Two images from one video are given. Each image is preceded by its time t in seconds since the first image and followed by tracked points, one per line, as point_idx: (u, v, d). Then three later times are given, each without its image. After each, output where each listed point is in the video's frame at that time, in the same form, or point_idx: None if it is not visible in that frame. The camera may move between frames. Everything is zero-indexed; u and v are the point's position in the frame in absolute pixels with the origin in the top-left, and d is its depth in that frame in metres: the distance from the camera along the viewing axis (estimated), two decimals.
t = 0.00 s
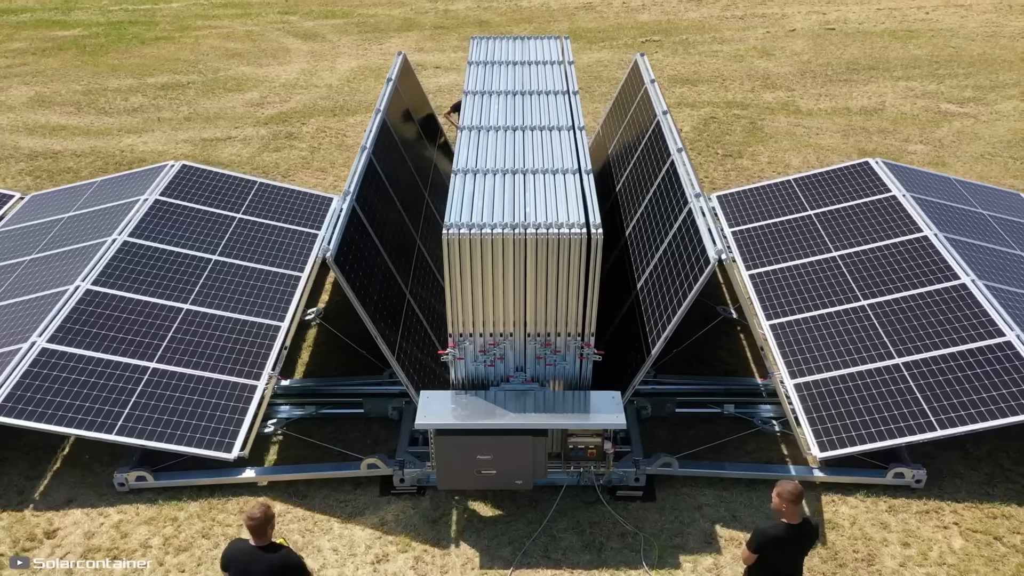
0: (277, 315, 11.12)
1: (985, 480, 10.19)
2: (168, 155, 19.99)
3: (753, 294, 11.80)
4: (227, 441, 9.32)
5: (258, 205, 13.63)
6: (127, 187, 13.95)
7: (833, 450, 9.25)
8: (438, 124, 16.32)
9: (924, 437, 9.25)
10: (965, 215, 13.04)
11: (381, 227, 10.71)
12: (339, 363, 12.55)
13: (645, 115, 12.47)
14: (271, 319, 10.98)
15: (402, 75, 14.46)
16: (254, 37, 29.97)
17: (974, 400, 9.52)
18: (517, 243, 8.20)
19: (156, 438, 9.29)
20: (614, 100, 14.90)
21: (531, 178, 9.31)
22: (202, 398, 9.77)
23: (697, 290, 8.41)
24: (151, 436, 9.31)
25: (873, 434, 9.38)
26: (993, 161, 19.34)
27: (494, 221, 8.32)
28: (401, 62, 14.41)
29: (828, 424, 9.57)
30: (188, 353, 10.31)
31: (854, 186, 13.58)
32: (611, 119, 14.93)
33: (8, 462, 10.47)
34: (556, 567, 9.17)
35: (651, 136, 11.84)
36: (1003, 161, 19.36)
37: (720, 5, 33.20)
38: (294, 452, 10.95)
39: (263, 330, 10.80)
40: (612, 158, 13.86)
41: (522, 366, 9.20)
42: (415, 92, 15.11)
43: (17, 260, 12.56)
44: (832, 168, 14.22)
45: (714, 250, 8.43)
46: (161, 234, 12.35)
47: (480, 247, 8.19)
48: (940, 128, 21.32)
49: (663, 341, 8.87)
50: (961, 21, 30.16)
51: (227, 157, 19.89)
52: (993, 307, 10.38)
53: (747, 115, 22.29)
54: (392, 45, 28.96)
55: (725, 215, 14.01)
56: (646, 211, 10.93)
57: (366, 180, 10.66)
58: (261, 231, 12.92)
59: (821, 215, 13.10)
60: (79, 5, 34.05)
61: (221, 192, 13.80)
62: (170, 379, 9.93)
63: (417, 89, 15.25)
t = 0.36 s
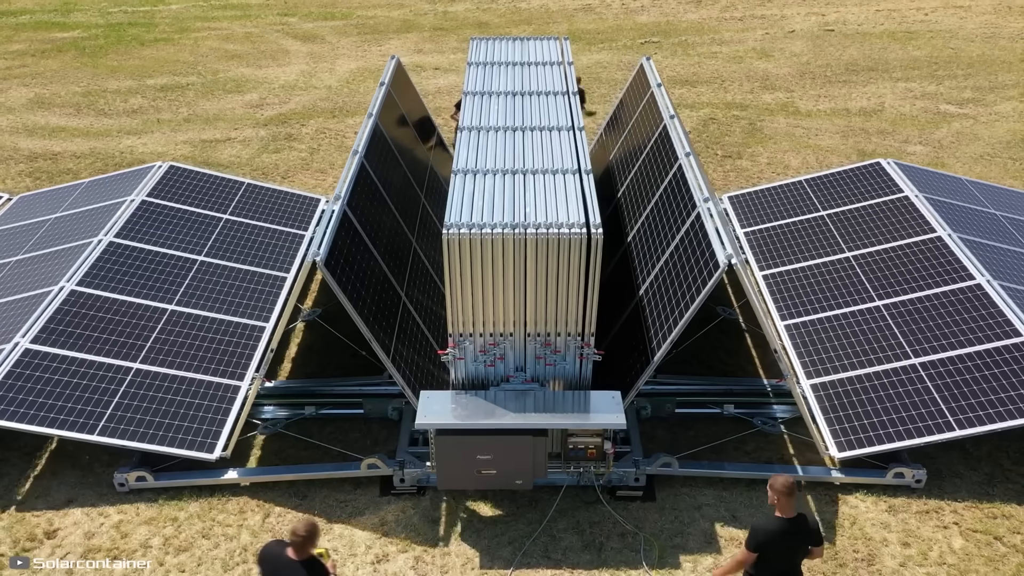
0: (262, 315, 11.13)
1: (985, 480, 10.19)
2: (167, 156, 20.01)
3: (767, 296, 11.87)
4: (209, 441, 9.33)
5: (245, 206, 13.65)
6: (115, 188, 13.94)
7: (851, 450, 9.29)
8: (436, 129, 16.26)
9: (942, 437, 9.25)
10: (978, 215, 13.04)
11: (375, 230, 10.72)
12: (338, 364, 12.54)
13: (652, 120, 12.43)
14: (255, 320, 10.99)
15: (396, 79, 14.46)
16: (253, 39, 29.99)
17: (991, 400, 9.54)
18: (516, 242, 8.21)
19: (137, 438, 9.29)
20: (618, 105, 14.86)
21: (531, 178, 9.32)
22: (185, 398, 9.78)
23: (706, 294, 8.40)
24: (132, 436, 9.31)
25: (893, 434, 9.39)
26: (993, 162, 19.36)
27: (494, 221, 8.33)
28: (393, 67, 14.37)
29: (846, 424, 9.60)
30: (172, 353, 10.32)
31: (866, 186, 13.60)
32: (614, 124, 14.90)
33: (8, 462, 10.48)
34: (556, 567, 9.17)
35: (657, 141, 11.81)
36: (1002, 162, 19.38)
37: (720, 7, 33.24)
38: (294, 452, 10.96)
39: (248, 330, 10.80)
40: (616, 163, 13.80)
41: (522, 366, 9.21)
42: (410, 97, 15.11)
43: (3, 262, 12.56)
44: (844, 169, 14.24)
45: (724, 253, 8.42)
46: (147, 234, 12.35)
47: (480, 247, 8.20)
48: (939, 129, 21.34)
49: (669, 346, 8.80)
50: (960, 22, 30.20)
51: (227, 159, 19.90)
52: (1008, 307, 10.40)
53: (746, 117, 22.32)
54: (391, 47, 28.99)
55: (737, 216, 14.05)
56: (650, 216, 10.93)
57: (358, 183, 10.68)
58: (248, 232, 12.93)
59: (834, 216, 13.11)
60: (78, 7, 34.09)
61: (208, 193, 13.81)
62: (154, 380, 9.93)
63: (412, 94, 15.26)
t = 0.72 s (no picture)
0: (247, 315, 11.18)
1: (984, 480, 10.21)
2: (169, 157, 20.07)
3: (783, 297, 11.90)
4: (192, 441, 9.36)
5: (234, 207, 13.72)
6: (105, 189, 13.99)
7: (870, 450, 9.30)
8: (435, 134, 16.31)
9: (960, 436, 9.29)
10: (990, 216, 13.07)
11: (371, 234, 10.75)
12: (340, 364, 12.58)
13: (658, 124, 12.44)
14: (240, 320, 11.04)
15: (390, 83, 14.49)
16: (255, 40, 30.06)
17: (1008, 400, 9.57)
18: (516, 243, 8.25)
19: (120, 438, 9.35)
20: (621, 110, 14.88)
21: (531, 178, 9.36)
22: (168, 398, 9.81)
23: (712, 299, 8.44)
24: (115, 437, 9.37)
25: (911, 434, 9.41)
26: (993, 163, 19.38)
27: (494, 222, 8.37)
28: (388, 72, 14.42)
29: (864, 423, 9.61)
30: (157, 354, 10.35)
31: (879, 187, 13.63)
32: (616, 129, 14.91)
33: (9, 462, 10.51)
34: (556, 567, 9.20)
35: (663, 146, 11.81)
36: (1002, 162, 19.40)
37: (720, 8, 33.27)
38: (295, 452, 10.99)
39: (233, 330, 10.85)
40: (618, 167, 13.80)
41: (522, 366, 9.25)
42: (406, 100, 15.16)
43: None
44: (856, 169, 14.27)
45: (731, 259, 8.46)
46: (135, 235, 12.40)
47: (480, 247, 8.23)
48: (939, 130, 21.37)
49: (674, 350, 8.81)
50: (961, 23, 30.22)
51: (228, 159, 19.96)
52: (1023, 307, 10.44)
53: (747, 118, 22.36)
54: (393, 47, 29.05)
55: (750, 217, 14.08)
56: (653, 220, 10.93)
57: (351, 188, 10.71)
58: (236, 232, 13.01)
59: (847, 216, 13.14)
60: (80, 7, 34.18)
61: (197, 193, 13.88)
62: (138, 380, 9.96)
63: (408, 98, 15.30)
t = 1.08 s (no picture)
0: (230, 317, 11.25)
1: (983, 480, 10.24)
2: (168, 158, 20.10)
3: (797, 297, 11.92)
4: (172, 442, 9.39)
5: (220, 208, 13.77)
6: (91, 190, 14.01)
7: (890, 450, 9.33)
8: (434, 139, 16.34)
9: (979, 437, 9.35)
10: (1001, 217, 13.15)
11: (364, 240, 10.78)
12: (340, 365, 12.59)
13: (664, 129, 12.44)
14: (224, 322, 11.11)
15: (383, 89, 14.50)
16: (254, 42, 30.11)
17: None
18: (517, 243, 8.28)
19: (101, 439, 9.35)
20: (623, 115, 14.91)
21: (530, 179, 9.39)
22: (150, 399, 9.82)
23: (722, 304, 8.45)
24: (95, 437, 9.38)
25: (930, 434, 9.44)
26: (990, 164, 19.45)
27: (494, 222, 8.40)
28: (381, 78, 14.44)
29: (881, 424, 9.62)
30: (140, 354, 10.36)
31: (891, 188, 13.68)
32: (618, 134, 14.94)
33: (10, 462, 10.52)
34: (556, 566, 9.22)
35: (669, 151, 11.82)
36: (1000, 164, 19.46)
37: (719, 10, 33.36)
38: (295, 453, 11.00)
39: (216, 332, 10.92)
40: (620, 173, 13.82)
41: (522, 366, 9.27)
42: (400, 104, 15.16)
43: None
44: (867, 171, 14.32)
45: (742, 266, 8.47)
46: (119, 236, 12.43)
47: (481, 247, 8.25)
48: (937, 131, 21.44)
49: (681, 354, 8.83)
50: (959, 25, 30.34)
51: (228, 161, 19.99)
52: None
53: (745, 119, 22.42)
54: (392, 49, 29.10)
55: (761, 218, 14.12)
56: (658, 225, 10.95)
57: (343, 193, 10.69)
58: (221, 234, 13.06)
59: (860, 217, 13.19)
60: (79, 9, 34.22)
61: (183, 195, 13.92)
62: (120, 381, 9.97)
63: (404, 104, 15.33)
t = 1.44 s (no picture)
0: (219, 316, 11.32)
1: (983, 479, 10.22)
2: (172, 157, 20.17)
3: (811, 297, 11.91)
4: (158, 441, 9.46)
5: (211, 207, 13.82)
6: (83, 189, 14.06)
7: (906, 450, 9.35)
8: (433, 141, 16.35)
9: (996, 436, 9.32)
10: (1014, 215, 13.08)
11: (360, 244, 10.82)
12: (342, 364, 12.63)
13: (671, 133, 12.42)
14: (212, 321, 11.17)
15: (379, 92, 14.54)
16: (258, 40, 30.16)
17: None
18: (516, 244, 8.30)
19: (86, 438, 9.41)
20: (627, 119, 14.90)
21: (530, 180, 9.39)
22: (136, 399, 9.88)
23: (729, 310, 8.49)
24: (81, 436, 9.44)
25: (946, 433, 9.41)
26: (994, 162, 19.36)
27: (494, 222, 8.43)
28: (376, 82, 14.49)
29: (898, 424, 9.62)
30: (127, 354, 10.41)
31: (905, 186, 13.63)
32: (621, 138, 14.93)
33: (14, 462, 10.60)
34: (555, 566, 9.24)
35: (676, 155, 11.81)
36: (1003, 162, 19.37)
37: (723, 7, 33.25)
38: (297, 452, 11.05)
39: (203, 331, 10.97)
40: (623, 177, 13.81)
41: (522, 366, 9.28)
42: (398, 106, 15.17)
43: None
44: (881, 169, 14.26)
45: (749, 271, 8.49)
46: (110, 235, 12.48)
47: (479, 247, 8.28)
48: (940, 129, 21.36)
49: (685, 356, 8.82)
50: (963, 22, 30.19)
51: (232, 159, 20.05)
52: None
53: (748, 117, 22.37)
54: (395, 47, 29.12)
55: (773, 217, 14.11)
56: (663, 228, 10.95)
57: (338, 198, 10.73)
58: (212, 233, 13.12)
59: (873, 216, 13.15)
60: (85, 8, 34.32)
61: (174, 194, 13.97)
62: (107, 380, 10.02)
63: (402, 107, 15.37)
